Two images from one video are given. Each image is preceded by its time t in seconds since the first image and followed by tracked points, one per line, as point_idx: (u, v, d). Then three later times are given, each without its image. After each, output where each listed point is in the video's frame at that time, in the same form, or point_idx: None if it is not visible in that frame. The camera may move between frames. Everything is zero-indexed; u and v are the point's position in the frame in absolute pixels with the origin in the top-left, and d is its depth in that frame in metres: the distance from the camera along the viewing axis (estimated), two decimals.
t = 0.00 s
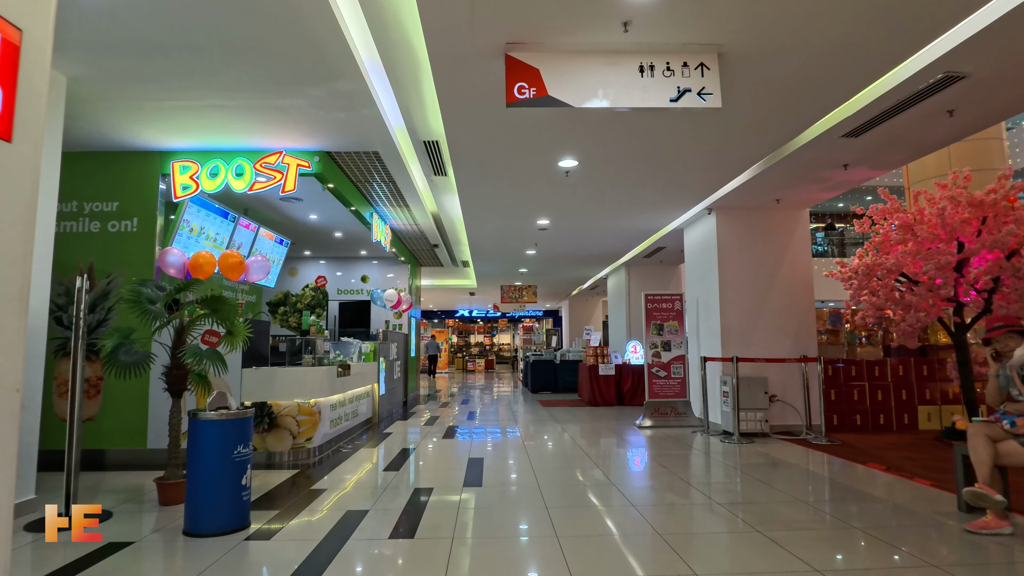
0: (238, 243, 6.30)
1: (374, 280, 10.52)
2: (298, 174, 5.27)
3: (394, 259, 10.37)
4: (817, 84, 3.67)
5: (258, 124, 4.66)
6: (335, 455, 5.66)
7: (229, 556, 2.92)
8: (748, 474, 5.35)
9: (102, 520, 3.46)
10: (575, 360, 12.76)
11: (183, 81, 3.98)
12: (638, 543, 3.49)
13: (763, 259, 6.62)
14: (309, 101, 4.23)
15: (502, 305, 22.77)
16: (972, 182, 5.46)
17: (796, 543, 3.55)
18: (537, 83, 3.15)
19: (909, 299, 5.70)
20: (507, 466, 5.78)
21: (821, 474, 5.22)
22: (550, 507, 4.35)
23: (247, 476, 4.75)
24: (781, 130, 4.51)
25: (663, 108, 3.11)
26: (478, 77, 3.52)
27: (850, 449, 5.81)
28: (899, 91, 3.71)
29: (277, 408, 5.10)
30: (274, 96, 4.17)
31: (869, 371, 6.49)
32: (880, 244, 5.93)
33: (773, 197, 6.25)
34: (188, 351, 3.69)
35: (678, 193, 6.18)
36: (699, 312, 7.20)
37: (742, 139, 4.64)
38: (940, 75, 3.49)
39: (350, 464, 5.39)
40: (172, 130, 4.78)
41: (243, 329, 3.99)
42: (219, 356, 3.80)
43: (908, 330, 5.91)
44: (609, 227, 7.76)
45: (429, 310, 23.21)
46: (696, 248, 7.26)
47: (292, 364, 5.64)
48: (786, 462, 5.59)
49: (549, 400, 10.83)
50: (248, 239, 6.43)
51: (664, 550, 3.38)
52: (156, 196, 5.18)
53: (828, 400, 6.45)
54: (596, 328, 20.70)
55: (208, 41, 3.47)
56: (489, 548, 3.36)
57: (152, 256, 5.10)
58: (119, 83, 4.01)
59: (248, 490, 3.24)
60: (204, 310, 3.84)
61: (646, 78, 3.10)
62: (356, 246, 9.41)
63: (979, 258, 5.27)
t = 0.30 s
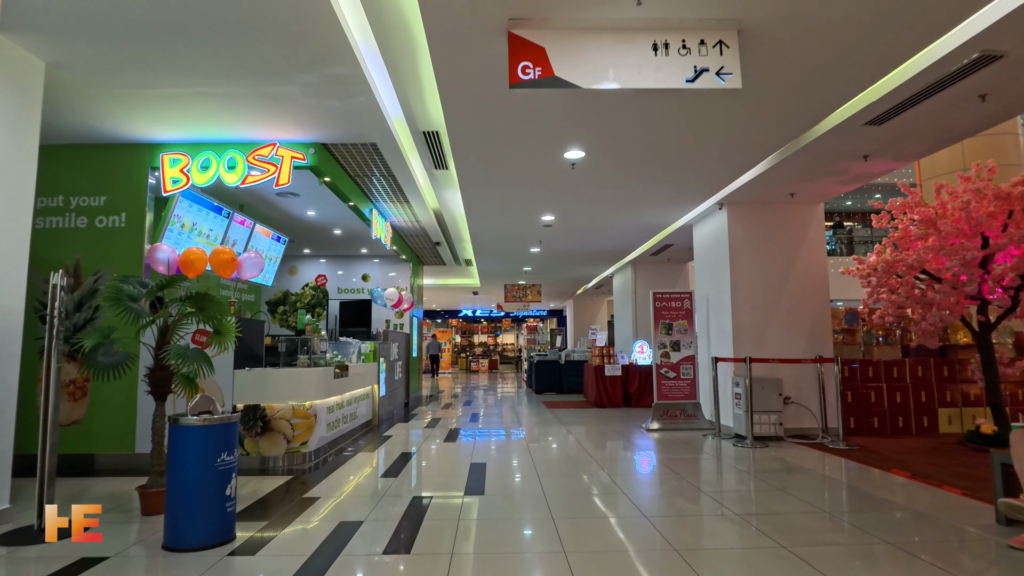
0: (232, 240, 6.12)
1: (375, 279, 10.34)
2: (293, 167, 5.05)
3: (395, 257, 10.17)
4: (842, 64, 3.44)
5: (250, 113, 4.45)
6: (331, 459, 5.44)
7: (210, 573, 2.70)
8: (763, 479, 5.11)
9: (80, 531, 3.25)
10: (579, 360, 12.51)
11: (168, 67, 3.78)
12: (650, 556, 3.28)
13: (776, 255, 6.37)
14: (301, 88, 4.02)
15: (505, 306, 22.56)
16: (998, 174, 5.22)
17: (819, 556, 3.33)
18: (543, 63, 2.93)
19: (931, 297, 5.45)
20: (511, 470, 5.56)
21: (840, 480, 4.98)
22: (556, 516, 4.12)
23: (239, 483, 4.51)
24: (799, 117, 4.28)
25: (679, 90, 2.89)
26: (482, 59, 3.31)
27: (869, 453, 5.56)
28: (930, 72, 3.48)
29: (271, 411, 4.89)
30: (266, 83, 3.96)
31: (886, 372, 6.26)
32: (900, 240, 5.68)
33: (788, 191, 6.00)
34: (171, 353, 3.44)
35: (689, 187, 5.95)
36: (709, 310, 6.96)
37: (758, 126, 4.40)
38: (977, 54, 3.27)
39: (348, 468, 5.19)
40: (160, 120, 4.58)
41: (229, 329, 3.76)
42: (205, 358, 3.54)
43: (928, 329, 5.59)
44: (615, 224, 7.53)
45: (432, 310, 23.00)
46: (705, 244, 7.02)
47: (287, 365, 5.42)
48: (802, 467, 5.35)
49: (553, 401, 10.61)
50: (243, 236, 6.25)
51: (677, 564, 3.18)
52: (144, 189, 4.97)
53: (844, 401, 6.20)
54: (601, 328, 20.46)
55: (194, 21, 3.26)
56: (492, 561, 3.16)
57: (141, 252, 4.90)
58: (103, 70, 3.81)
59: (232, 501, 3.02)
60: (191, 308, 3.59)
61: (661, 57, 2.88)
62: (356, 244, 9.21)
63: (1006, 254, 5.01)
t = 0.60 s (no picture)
0: (226, 237, 5.93)
1: (375, 277, 10.15)
2: (287, 160, 4.84)
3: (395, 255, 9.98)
4: (869, 43, 3.21)
5: (241, 102, 4.25)
6: (327, 464, 5.20)
7: None
8: (779, 485, 4.88)
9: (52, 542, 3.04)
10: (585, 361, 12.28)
11: (150, 50, 3.56)
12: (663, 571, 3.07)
13: (790, 252, 6.13)
14: (293, 73, 3.80)
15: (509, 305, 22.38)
16: None
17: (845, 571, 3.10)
18: (549, 40, 2.72)
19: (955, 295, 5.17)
20: (515, 474, 5.35)
21: (859, 486, 4.75)
22: (561, 523, 3.93)
23: (229, 490, 4.31)
24: (819, 102, 4.04)
25: (696, 68, 2.68)
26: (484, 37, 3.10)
27: (888, 458, 5.32)
28: (965, 50, 3.26)
29: (263, 414, 4.66)
30: (255, 69, 3.76)
31: (905, 373, 6.02)
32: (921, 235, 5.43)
33: (802, 185, 5.77)
34: (150, 352, 3.24)
35: (699, 180, 5.72)
36: (720, 309, 6.72)
37: (775, 112, 4.17)
38: (1017, 30, 3.05)
39: (346, 473, 4.98)
40: (146, 109, 4.36)
41: (216, 329, 3.57)
42: (187, 358, 3.33)
43: (950, 329, 5.33)
44: (622, 220, 7.31)
45: (435, 310, 22.81)
46: (715, 240, 6.79)
47: (281, 366, 5.20)
48: (819, 472, 5.10)
49: (558, 402, 10.40)
50: (237, 232, 6.06)
51: None
52: (132, 183, 4.78)
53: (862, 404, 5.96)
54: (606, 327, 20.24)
55: None
56: None
57: (128, 248, 4.71)
58: (83, 55, 3.61)
59: (213, 513, 2.80)
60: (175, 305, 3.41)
61: (676, 33, 2.66)
62: (356, 242, 9.01)
63: None
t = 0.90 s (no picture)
0: (219, 233, 5.73)
1: (376, 277, 9.96)
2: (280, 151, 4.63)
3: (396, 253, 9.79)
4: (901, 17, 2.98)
5: (230, 89, 4.04)
6: (323, 469, 4.97)
7: None
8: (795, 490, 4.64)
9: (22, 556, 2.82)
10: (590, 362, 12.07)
11: (131, 31, 3.35)
12: None
13: (805, 248, 5.90)
14: (282, 57, 3.59)
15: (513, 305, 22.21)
16: None
17: None
18: (557, 12, 2.51)
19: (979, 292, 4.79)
20: (519, 478, 5.15)
21: (881, 493, 4.51)
22: (564, 530, 3.71)
23: (219, 497, 4.10)
24: (840, 83, 3.80)
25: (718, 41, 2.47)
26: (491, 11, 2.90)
27: (911, 463, 5.07)
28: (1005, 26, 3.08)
29: (255, 418, 4.45)
30: (243, 52, 3.55)
31: (925, 374, 5.78)
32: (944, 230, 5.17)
33: (818, 178, 5.53)
34: (129, 353, 3.05)
35: (710, 173, 5.50)
36: (731, 308, 6.49)
37: (792, 94, 3.94)
38: None
39: (343, 478, 4.78)
40: (131, 98, 4.16)
41: (201, 329, 3.39)
42: (169, 358, 3.14)
43: (973, 328, 4.99)
44: (629, 216, 7.08)
45: (438, 310, 22.62)
46: (727, 237, 6.55)
47: (276, 367, 4.99)
48: (838, 478, 4.85)
49: (563, 404, 10.19)
50: (232, 229, 5.86)
51: None
52: (119, 177, 4.59)
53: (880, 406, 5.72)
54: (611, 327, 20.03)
55: None
56: None
57: (115, 244, 4.51)
58: (61, 37, 3.41)
59: (191, 527, 2.59)
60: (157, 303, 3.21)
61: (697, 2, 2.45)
62: (356, 240, 8.82)
63: None
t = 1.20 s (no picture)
0: (211, 229, 5.52)
1: (376, 276, 9.76)
2: (271, 142, 4.41)
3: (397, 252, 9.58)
4: None
5: (218, 76, 3.83)
6: (318, 475, 4.75)
7: None
8: (817, 499, 4.38)
9: None
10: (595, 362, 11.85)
11: (108, 11, 3.14)
12: None
13: (821, 244, 5.65)
14: (271, 39, 3.38)
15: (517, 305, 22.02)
16: None
17: None
18: None
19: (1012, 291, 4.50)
20: (523, 483, 4.93)
21: (905, 501, 4.26)
22: (572, 542, 3.45)
23: (206, 506, 3.88)
24: (866, 65, 3.56)
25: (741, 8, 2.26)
26: None
27: (936, 470, 4.82)
28: None
29: (245, 421, 4.22)
30: (229, 34, 3.33)
31: (947, 376, 5.52)
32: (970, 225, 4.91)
33: (836, 171, 5.29)
34: (101, 354, 2.82)
35: (723, 165, 5.26)
36: (744, 307, 6.24)
37: (814, 77, 3.69)
38: None
39: (340, 484, 4.57)
40: (114, 86, 3.95)
41: (180, 329, 3.17)
42: (145, 360, 2.91)
43: (1001, 328, 4.74)
44: (636, 212, 6.85)
45: (442, 310, 22.38)
46: (739, 233, 6.31)
47: (269, 368, 4.80)
48: (861, 485, 4.60)
49: (568, 406, 9.96)
50: (224, 225, 5.65)
51: None
52: (103, 171, 4.38)
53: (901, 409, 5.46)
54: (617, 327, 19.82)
55: None
56: None
57: (99, 239, 4.30)
58: (35, 19, 3.20)
59: (163, 546, 2.35)
60: (133, 301, 2.99)
61: None
62: (357, 238, 8.62)
63: None
